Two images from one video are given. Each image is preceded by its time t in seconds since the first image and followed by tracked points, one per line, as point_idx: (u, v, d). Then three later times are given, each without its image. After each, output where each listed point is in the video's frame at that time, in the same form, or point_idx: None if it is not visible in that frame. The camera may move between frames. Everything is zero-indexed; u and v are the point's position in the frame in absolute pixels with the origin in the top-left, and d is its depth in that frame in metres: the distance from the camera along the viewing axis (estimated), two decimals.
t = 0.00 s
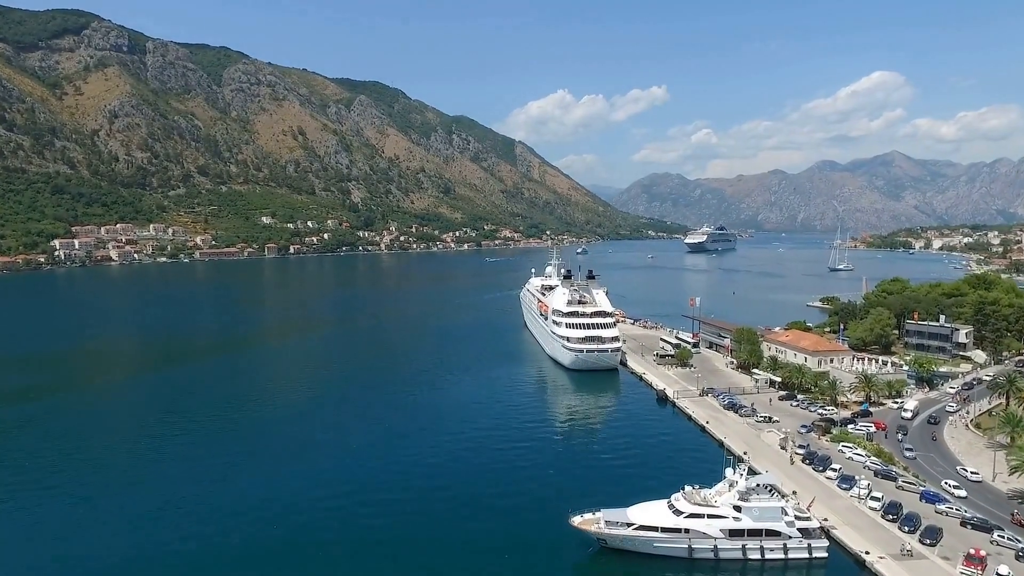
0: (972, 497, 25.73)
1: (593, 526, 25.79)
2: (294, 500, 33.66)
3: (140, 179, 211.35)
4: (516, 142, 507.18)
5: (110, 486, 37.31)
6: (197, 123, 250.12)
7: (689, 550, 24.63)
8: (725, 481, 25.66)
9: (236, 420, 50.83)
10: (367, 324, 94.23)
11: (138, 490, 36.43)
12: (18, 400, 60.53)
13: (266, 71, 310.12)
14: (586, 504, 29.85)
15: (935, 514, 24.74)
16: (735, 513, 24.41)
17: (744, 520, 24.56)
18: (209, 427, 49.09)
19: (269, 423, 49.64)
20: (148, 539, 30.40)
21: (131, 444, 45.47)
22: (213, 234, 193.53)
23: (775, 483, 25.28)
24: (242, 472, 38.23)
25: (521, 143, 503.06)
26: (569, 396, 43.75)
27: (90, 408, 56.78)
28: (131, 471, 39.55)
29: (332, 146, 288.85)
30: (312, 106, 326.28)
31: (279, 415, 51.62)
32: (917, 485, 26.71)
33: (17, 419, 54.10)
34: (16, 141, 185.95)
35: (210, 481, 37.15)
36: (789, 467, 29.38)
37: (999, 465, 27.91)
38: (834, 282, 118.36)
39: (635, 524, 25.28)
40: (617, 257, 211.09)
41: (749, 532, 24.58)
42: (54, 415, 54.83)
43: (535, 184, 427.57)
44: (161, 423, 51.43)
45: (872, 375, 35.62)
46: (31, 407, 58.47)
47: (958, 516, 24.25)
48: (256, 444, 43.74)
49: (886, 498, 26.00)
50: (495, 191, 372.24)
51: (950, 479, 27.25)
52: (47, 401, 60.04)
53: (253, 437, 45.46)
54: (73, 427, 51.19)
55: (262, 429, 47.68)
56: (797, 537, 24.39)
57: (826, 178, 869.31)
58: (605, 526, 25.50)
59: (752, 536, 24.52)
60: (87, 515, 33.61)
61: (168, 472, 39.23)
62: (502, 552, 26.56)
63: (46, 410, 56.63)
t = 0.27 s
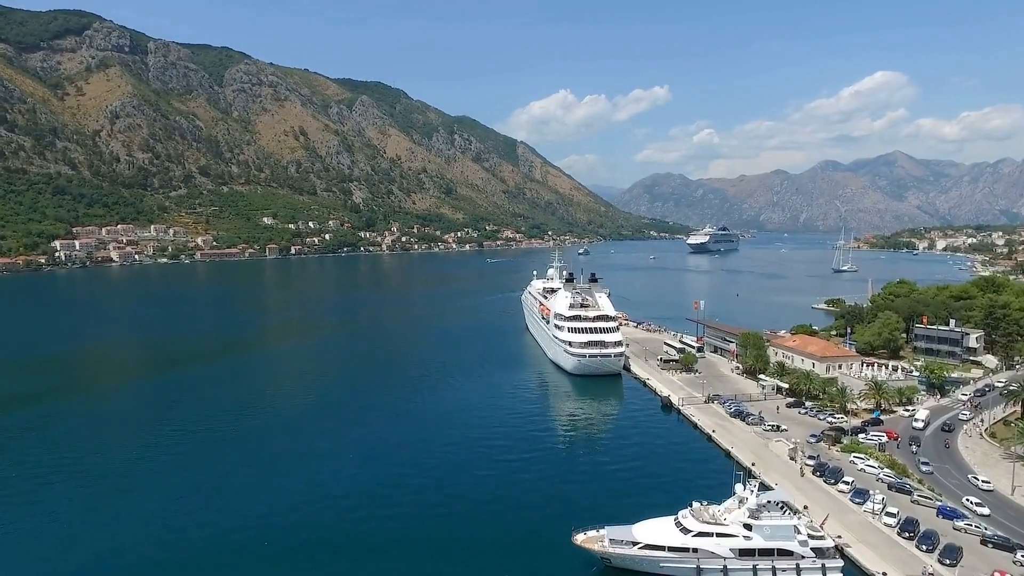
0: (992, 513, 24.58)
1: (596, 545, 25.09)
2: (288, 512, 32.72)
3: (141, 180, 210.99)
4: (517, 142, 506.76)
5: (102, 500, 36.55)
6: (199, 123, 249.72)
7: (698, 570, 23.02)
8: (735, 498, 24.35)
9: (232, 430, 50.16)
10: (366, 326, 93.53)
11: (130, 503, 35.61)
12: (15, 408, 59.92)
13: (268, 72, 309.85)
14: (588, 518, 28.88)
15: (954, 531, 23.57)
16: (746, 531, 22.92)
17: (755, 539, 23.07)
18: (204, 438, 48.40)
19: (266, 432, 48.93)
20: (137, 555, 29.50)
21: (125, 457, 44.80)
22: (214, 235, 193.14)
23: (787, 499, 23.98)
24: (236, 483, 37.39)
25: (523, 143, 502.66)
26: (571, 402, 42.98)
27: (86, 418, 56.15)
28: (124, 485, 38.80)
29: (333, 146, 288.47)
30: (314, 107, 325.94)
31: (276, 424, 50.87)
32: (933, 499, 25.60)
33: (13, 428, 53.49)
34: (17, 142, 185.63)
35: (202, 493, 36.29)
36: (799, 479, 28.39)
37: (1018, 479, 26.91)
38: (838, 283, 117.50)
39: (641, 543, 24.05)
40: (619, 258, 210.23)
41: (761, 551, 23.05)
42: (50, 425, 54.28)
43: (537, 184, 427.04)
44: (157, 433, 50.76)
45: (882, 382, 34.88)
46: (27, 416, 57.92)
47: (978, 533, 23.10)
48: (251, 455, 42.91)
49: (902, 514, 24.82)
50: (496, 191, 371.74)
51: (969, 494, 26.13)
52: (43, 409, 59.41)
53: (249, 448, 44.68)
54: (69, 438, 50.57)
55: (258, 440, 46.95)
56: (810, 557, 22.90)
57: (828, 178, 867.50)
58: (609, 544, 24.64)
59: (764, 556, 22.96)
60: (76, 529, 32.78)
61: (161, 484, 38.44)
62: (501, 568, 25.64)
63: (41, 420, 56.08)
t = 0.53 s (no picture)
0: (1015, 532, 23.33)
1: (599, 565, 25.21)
2: (286, 528, 32.00)
3: (143, 181, 210.83)
4: (520, 142, 506.33)
5: (97, 512, 35.83)
6: (202, 124, 249.53)
7: None
8: (746, 517, 23.00)
9: (233, 435, 49.49)
10: (369, 328, 93.07)
11: (125, 517, 34.90)
12: (14, 412, 59.48)
13: (271, 72, 309.72)
14: (593, 531, 28.11)
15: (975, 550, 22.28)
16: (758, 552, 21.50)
17: (768, 561, 21.67)
18: (204, 444, 47.69)
19: (266, 437, 48.26)
20: (132, 572, 28.73)
21: (123, 464, 44.14)
22: (216, 236, 192.88)
23: (800, 518, 22.59)
24: (232, 496, 36.64)
25: (526, 143, 502.30)
26: (575, 408, 42.26)
27: (85, 422, 55.50)
28: (122, 498, 38.09)
29: (336, 147, 288.29)
30: (317, 107, 325.78)
31: (278, 429, 50.12)
32: (952, 515, 24.34)
33: (12, 433, 52.87)
34: (20, 143, 185.57)
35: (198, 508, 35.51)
36: (810, 493, 27.25)
37: None
38: (843, 285, 116.61)
39: (649, 564, 23.00)
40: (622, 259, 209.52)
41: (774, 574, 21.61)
42: (50, 429, 53.71)
43: (540, 185, 426.61)
44: (156, 438, 50.02)
45: (893, 390, 34.07)
46: (28, 419, 57.32)
47: (1001, 553, 21.80)
48: (251, 463, 42.17)
49: (920, 531, 23.48)
50: (499, 191, 371.36)
51: (989, 510, 24.96)
52: (42, 413, 58.81)
53: (248, 456, 43.92)
54: (67, 443, 49.84)
55: (260, 446, 46.24)
56: None
57: (832, 178, 865.54)
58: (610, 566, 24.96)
59: None
60: (69, 547, 32.08)
61: (158, 495, 37.74)
62: None
63: (41, 424, 55.44)
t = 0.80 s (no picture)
0: None
1: None
2: (280, 538, 31.08)
3: (147, 182, 210.89)
4: (524, 143, 506.00)
5: (90, 521, 35.04)
6: (205, 125, 249.55)
7: None
8: (759, 536, 21.38)
9: (232, 440, 48.74)
10: (372, 331, 92.36)
11: (119, 525, 34.15)
12: (14, 416, 58.93)
13: (274, 73, 309.87)
14: (598, 544, 27.19)
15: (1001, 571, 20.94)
16: None
17: None
18: (202, 449, 46.90)
19: (266, 442, 47.44)
20: None
21: (120, 470, 43.36)
22: (219, 237, 192.64)
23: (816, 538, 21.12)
24: (228, 503, 35.83)
25: (529, 144, 501.95)
26: (579, 415, 41.34)
27: (84, 426, 54.84)
28: (117, 505, 37.37)
29: (340, 147, 288.26)
30: (321, 108, 325.79)
31: (278, 434, 49.31)
32: (975, 534, 22.99)
33: (9, 437, 52.26)
34: (24, 144, 185.74)
35: (192, 517, 34.63)
36: (824, 508, 26.05)
37: None
38: (850, 286, 115.63)
39: None
40: (626, 260, 208.61)
41: None
42: (48, 433, 53.09)
43: (544, 185, 426.07)
44: (154, 443, 49.29)
45: (908, 399, 33.14)
46: (27, 423, 56.70)
47: None
48: (249, 469, 41.32)
49: (941, 551, 22.13)
50: (503, 192, 370.94)
51: (1013, 527, 23.73)
52: (42, 417, 58.25)
53: (245, 462, 43.08)
54: (65, 448, 49.19)
55: (259, 451, 45.44)
56: None
57: (837, 178, 862.38)
58: None
59: None
60: (61, 556, 31.32)
61: (153, 503, 36.90)
62: None
63: (40, 428, 54.83)
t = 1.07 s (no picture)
0: None
1: None
2: (279, 548, 30.32)
3: (151, 183, 211.07)
4: (529, 143, 505.26)
5: (88, 527, 34.45)
6: (210, 126, 249.72)
7: None
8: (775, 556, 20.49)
9: (234, 443, 47.97)
10: (376, 333, 91.62)
11: (118, 531, 33.64)
12: (15, 417, 58.33)
13: (279, 74, 309.97)
14: (604, 555, 26.43)
15: None
16: None
17: None
18: (203, 453, 46.14)
19: (268, 446, 46.66)
20: None
21: (119, 474, 42.63)
22: (224, 237, 192.78)
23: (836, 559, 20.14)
24: (229, 508, 35.26)
25: (534, 144, 501.26)
26: (584, 422, 40.53)
27: (85, 428, 54.18)
28: (118, 508, 36.87)
29: (344, 148, 288.20)
30: (325, 109, 325.92)
31: (280, 438, 48.56)
32: (1000, 554, 22.04)
33: (9, 439, 51.67)
34: (29, 146, 186.21)
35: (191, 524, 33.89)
36: (839, 524, 25.15)
37: None
38: (858, 288, 114.55)
39: None
40: (632, 261, 207.51)
41: None
42: (49, 436, 52.44)
43: (549, 186, 425.24)
44: (155, 446, 48.56)
45: (924, 407, 32.23)
46: (27, 425, 56.05)
47: None
48: (249, 474, 40.54)
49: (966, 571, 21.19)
50: (508, 192, 370.31)
51: None
52: (43, 419, 57.62)
53: (246, 466, 42.31)
54: (65, 450, 48.52)
55: (261, 455, 44.66)
56: None
57: (844, 177, 858.22)
58: None
59: None
60: (58, 562, 30.83)
61: (150, 509, 36.18)
62: None
63: (41, 430, 54.14)
